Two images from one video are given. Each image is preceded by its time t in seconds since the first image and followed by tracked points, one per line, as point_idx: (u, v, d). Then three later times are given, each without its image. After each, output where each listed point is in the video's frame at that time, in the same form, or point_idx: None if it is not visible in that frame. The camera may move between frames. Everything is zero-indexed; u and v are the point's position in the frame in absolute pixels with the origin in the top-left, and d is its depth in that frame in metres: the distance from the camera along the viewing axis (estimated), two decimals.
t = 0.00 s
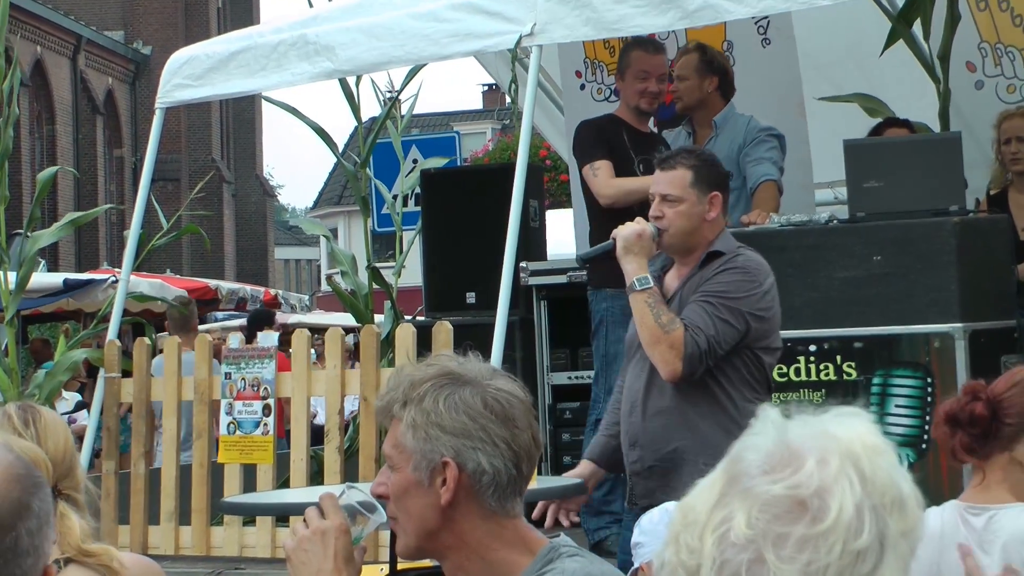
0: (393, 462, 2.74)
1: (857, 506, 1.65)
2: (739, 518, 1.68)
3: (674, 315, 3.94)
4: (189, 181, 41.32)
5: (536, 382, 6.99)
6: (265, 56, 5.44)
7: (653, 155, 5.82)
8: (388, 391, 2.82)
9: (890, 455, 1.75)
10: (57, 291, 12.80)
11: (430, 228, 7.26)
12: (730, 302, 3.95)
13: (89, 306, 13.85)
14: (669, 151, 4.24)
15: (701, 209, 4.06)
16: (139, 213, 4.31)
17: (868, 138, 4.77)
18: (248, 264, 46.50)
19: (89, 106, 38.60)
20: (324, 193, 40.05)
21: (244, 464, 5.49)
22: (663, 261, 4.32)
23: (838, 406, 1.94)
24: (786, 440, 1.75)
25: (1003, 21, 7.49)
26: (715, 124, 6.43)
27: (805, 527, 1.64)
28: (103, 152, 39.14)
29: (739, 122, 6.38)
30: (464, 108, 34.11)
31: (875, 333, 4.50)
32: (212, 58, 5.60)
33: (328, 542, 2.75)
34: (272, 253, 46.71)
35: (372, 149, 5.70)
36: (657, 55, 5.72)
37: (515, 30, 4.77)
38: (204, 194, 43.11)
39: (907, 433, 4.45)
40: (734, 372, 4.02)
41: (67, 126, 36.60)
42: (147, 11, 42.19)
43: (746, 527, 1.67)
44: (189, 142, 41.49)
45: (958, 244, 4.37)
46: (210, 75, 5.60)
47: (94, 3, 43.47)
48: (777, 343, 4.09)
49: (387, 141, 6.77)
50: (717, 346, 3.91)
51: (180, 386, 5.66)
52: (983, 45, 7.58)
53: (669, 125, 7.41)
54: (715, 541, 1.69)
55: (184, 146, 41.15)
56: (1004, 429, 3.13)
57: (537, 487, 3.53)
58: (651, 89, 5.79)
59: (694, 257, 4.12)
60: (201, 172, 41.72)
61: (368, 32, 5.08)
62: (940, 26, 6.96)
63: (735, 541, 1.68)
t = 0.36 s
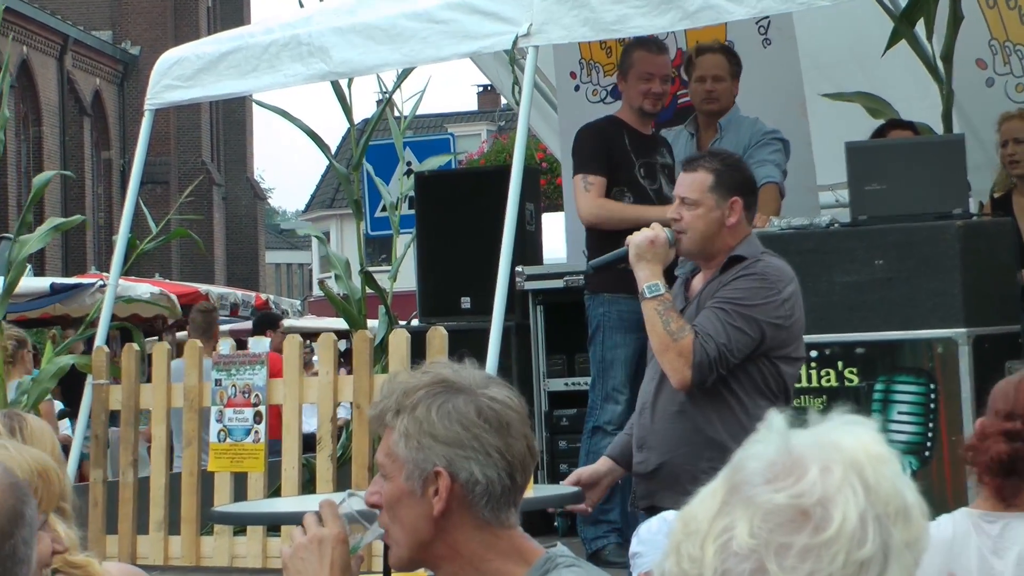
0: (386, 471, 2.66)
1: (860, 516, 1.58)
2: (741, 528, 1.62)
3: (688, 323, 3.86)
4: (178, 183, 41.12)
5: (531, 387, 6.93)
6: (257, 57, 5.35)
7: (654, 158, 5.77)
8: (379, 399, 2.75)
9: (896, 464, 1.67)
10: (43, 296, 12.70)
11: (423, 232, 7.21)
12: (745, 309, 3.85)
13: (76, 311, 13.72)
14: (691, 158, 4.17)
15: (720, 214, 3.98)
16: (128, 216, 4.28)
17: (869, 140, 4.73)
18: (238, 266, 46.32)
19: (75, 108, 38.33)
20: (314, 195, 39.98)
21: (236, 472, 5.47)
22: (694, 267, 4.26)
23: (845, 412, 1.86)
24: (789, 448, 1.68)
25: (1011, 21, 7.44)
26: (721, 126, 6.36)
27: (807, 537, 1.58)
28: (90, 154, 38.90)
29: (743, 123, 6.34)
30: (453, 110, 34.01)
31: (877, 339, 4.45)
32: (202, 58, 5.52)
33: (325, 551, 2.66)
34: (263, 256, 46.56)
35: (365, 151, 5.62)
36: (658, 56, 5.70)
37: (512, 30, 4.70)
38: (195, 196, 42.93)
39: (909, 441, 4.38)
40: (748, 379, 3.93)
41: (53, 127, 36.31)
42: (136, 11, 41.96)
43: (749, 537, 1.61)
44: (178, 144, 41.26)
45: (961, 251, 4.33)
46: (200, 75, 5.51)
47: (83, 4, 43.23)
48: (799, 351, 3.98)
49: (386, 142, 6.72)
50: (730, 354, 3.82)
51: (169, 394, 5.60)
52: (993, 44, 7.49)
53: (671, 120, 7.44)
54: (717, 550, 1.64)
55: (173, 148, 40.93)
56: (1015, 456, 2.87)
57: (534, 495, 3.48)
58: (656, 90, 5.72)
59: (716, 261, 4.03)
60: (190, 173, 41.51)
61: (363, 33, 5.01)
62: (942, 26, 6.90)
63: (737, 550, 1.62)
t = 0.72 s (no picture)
0: (366, 475, 2.60)
1: (849, 520, 1.51)
2: (728, 532, 1.55)
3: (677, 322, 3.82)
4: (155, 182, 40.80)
5: (517, 389, 6.86)
6: (237, 53, 5.28)
7: (642, 156, 5.69)
8: (359, 400, 2.68)
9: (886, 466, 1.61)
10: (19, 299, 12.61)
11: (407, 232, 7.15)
12: (732, 308, 3.81)
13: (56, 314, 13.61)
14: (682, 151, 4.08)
15: (715, 211, 3.91)
16: (104, 215, 4.23)
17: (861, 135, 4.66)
18: (216, 268, 46.06)
19: (51, 104, 37.95)
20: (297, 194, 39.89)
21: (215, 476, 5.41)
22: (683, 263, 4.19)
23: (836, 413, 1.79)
24: (777, 451, 1.60)
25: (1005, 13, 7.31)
26: (714, 124, 6.30)
27: (795, 541, 1.51)
28: (67, 151, 38.59)
29: (737, 122, 6.30)
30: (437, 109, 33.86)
31: (867, 339, 4.40)
32: (180, 54, 5.44)
33: (309, 551, 2.62)
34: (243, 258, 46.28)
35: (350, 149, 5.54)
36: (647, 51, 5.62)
37: (497, 25, 4.64)
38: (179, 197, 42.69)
39: (901, 443, 4.33)
40: (735, 381, 3.89)
41: (28, 123, 35.93)
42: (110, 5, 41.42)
43: (735, 541, 1.54)
44: (154, 140, 40.87)
45: (954, 247, 4.26)
46: (178, 71, 5.44)
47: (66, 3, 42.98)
48: (785, 352, 3.94)
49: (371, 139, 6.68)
50: (718, 354, 3.78)
51: (147, 396, 5.55)
52: (986, 38, 7.36)
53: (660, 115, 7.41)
54: (703, 555, 1.57)
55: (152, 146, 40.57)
56: None
57: (519, 500, 3.41)
58: (644, 87, 5.66)
59: (706, 258, 3.96)
60: (165, 172, 41.19)
61: (347, 29, 4.96)
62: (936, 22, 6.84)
63: (724, 556, 1.55)
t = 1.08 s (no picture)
0: (352, 478, 2.52)
1: (830, 527, 1.47)
2: (706, 540, 1.54)
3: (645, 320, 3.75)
4: (137, 178, 40.60)
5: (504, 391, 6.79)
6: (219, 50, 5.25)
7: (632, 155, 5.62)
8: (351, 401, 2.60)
9: (876, 471, 1.56)
10: None
11: (394, 232, 7.09)
12: (701, 306, 3.75)
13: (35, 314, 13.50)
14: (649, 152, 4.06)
15: (684, 210, 3.89)
16: (84, 216, 4.27)
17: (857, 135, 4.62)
18: (200, 266, 45.82)
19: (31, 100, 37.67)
20: (282, 190, 39.83)
21: (195, 481, 5.44)
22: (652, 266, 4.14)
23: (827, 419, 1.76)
24: (761, 456, 1.58)
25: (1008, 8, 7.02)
26: (711, 124, 6.27)
27: (773, 549, 1.47)
28: (50, 148, 38.38)
29: (730, 122, 6.22)
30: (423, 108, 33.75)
31: (862, 343, 4.31)
32: (161, 50, 5.41)
33: (301, 545, 2.55)
34: (225, 258, 45.97)
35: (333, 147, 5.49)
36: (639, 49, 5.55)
37: (486, 22, 4.60)
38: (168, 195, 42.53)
39: (897, 449, 4.25)
40: (710, 382, 3.82)
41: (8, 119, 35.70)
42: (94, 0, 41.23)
43: (713, 551, 1.52)
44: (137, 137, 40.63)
45: (951, 251, 4.21)
46: (160, 67, 5.42)
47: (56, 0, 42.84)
48: (761, 351, 3.87)
49: (358, 137, 6.62)
50: (688, 352, 3.71)
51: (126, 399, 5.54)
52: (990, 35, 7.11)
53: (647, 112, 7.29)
54: (682, 563, 1.56)
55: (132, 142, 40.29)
56: None
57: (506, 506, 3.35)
58: (636, 85, 5.61)
59: (674, 260, 3.93)
60: (147, 170, 41.02)
61: (333, 25, 4.93)
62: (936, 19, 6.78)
63: (702, 565, 1.53)
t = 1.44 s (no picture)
0: (357, 477, 2.45)
1: (829, 536, 1.48)
2: (704, 547, 1.55)
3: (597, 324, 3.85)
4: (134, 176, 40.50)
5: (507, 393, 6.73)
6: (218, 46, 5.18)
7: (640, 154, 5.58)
8: (366, 396, 2.52)
9: (881, 479, 1.57)
10: None
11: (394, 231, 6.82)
12: (655, 312, 3.85)
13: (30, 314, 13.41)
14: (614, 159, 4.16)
15: (643, 216, 3.99)
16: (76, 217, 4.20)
17: (869, 134, 4.57)
18: (200, 267, 45.79)
19: (26, 98, 37.58)
20: (280, 190, 39.76)
21: (195, 485, 5.37)
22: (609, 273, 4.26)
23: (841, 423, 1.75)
24: (765, 462, 1.59)
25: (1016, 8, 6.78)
26: (722, 125, 6.25)
27: (772, 557, 1.48)
28: (46, 147, 38.30)
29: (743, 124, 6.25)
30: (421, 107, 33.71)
31: (874, 346, 4.24)
32: (159, 46, 5.34)
33: (302, 543, 2.50)
34: (223, 258, 45.90)
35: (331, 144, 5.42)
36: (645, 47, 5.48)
37: (489, 18, 4.53)
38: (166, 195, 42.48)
39: (909, 454, 4.18)
40: (661, 388, 3.92)
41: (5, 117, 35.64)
42: None
43: (711, 557, 1.53)
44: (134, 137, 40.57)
45: (963, 251, 4.16)
46: (158, 63, 5.34)
47: None
48: (711, 360, 3.98)
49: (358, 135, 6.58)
50: (638, 357, 3.80)
51: (123, 401, 5.45)
52: (997, 35, 6.95)
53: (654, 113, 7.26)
54: (682, 569, 1.57)
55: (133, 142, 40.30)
56: None
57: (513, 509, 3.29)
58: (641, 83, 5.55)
59: (632, 266, 4.04)
60: (144, 168, 40.93)
61: (333, 21, 4.86)
62: (945, 17, 6.72)
63: (699, 571, 1.55)
